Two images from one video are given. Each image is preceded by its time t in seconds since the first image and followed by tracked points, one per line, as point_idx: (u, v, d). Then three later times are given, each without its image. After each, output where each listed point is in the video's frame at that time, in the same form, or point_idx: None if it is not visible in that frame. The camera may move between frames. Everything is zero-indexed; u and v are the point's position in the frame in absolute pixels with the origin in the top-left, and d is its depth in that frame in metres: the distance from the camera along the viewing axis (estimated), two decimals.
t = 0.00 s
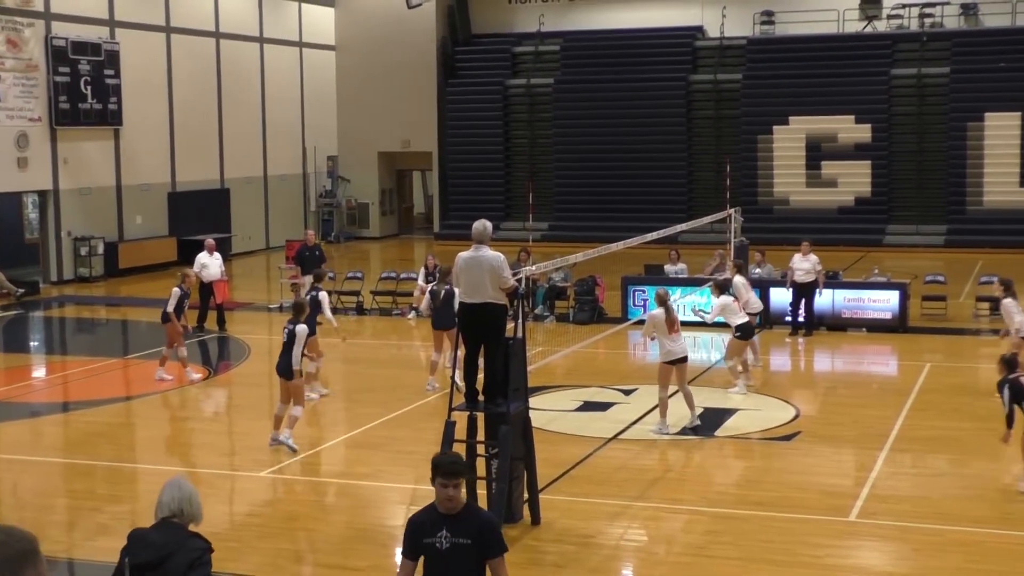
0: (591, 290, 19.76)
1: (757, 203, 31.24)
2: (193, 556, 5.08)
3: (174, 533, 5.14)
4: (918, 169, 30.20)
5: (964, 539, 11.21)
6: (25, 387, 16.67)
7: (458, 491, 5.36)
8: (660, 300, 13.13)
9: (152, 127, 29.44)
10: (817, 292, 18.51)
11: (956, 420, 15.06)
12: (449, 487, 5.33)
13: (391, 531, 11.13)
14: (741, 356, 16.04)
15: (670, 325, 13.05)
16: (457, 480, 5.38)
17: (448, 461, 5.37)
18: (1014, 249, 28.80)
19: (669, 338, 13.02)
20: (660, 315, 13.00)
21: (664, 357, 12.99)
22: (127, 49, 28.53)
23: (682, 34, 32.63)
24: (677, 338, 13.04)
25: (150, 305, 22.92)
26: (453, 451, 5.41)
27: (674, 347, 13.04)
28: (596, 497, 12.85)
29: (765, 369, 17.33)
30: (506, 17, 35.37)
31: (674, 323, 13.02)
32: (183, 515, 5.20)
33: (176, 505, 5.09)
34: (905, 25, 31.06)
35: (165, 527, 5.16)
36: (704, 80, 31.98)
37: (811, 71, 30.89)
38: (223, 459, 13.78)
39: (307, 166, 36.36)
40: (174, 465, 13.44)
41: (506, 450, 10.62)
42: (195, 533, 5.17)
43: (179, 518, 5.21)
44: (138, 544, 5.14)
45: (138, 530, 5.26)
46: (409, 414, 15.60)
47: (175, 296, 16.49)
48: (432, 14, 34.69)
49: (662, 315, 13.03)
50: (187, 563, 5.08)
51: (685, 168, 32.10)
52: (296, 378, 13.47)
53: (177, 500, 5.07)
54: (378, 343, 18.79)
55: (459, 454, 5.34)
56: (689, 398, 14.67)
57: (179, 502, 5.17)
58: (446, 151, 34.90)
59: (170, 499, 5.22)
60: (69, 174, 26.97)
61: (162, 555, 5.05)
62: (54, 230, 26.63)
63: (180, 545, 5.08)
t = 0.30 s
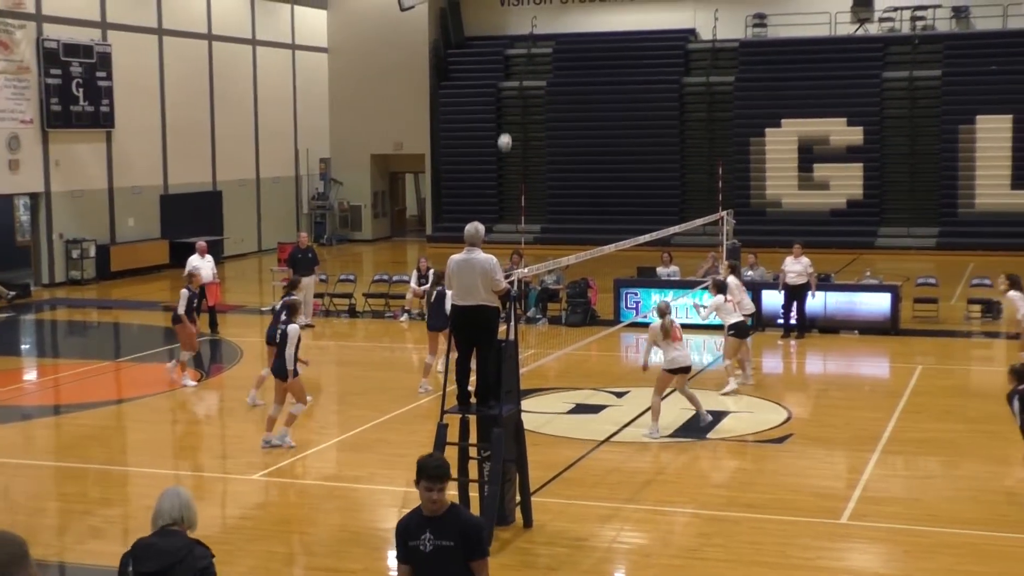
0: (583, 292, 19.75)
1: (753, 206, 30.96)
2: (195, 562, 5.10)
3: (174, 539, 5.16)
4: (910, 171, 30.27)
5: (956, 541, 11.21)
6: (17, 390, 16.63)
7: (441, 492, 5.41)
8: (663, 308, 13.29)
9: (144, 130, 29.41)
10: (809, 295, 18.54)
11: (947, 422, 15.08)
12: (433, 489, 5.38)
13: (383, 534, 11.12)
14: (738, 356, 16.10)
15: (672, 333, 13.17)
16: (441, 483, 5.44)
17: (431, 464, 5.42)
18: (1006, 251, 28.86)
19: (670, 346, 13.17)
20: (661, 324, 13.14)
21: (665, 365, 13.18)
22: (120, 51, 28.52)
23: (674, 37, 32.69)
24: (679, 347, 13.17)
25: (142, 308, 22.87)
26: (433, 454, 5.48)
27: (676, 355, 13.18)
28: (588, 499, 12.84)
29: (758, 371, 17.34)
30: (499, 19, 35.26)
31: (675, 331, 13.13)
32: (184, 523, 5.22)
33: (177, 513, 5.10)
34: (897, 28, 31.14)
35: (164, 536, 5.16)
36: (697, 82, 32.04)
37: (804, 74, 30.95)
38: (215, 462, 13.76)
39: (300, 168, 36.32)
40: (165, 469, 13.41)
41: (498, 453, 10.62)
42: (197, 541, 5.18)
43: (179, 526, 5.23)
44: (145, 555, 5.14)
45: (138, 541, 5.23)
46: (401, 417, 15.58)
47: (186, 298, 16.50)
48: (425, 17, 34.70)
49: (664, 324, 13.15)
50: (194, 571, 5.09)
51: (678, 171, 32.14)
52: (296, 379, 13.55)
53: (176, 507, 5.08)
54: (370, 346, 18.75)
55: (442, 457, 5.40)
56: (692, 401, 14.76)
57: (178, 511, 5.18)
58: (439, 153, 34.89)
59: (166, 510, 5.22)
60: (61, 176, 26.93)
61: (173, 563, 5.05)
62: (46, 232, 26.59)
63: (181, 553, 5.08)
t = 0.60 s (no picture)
0: (575, 295, 19.72)
1: (742, 207, 31.28)
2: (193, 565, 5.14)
3: (174, 541, 5.18)
4: (903, 174, 30.34)
5: (949, 543, 11.23)
6: (8, 392, 16.56)
7: (428, 497, 5.40)
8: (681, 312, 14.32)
9: (136, 132, 29.35)
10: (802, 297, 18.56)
11: (939, 424, 15.11)
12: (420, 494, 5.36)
13: (376, 536, 11.10)
14: (730, 352, 16.26)
15: (692, 333, 14.32)
16: (429, 487, 5.42)
17: (420, 468, 5.40)
18: (997, 253, 28.93)
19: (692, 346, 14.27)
20: (682, 325, 14.32)
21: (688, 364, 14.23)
22: (111, 53, 28.47)
23: (666, 39, 32.73)
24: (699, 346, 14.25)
25: (133, 310, 22.81)
26: (422, 457, 5.44)
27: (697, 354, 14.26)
28: (581, 502, 12.84)
29: (750, 373, 17.35)
30: (491, 21, 35.21)
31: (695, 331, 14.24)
32: (184, 524, 5.25)
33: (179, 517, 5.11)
34: (889, 30, 31.16)
35: (164, 538, 5.19)
36: (689, 85, 32.10)
37: (795, 76, 31.00)
38: (207, 464, 13.73)
39: (292, 170, 36.23)
40: (157, 472, 13.37)
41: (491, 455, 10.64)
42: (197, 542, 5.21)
43: (180, 526, 5.27)
44: (150, 556, 5.17)
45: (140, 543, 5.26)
46: (394, 419, 15.56)
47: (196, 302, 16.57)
48: (418, 19, 34.67)
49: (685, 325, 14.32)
50: (200, 571, 5.15)
51: (669, 173, 32.18)
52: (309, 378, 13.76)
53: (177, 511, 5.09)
54: (362, 348, 18.73)
55: (429, 461, 5.38)
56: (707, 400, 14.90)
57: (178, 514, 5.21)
58: (431, 156, 34.88)
59: (165, 512, 5.26)
60: (52, 178, 26.86)
61: (179, 566, 5.10)
62: (37, 235, 26.54)
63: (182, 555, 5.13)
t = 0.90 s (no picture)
0: (564, 298, 19.71)
1: (732, 211, 31.34)
2: None
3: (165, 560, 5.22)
4: (891, 178, 30.40)
5: (938, 545, 11.26)
6: None
7: (407, 500, 5.44)
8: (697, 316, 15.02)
9: (124, 135, 29.29)
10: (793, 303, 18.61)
11: (927, 427, 15.15)
12: (398, 497, 5.41)
13: (365, 540, 11.09)
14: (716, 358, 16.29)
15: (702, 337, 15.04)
16: (409, 493, 5.47)
17: (398, 472, 5.46)
18: (986, 257, 28.99)
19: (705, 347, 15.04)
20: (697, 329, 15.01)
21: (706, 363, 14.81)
22: (100, 56, 28.42)
23: (656, 44, 32.79)
24: (712, 347, 15.04)
25: (122, 315, 22.76)
26: (399, 464, 5.50)
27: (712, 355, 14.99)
28: (570, 505, 12.84)
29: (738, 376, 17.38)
30: (481, 25, 35.35)
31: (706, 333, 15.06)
32: (180, 544, 5.29)
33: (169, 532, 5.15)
34: (878, 35, 31.26)
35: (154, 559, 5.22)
36: (679, 89, 32.13)
37: (783, 81, 31.12)
38: (196, 468, 13.71)
39: (281, 174, 36.10)
40: (146, 476, 13.34)
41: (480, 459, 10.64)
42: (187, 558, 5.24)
43: (178, 547, 5.33)
44: None
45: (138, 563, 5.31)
46: (383, 423, 15.55)
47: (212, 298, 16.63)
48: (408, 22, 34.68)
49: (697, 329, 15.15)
50: None
51: (659, 177, 32.20)
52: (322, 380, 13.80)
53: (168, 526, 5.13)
54: (352, 352, 18.71)
55: (408, 465, 5.44)
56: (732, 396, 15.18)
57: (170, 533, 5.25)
58: (420, 159, 34.86)
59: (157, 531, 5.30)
60: (40, 182, 26.80)
61: None
62: (25, 239, 26.47)
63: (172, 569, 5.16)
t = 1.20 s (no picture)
0: (535, 302, 19.72)
1: (702, 215, 31.42)
2: (138, 573, 5.16)
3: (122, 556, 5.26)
4: (859, 182, 30.55)
5: (905, 547, 11.31)
6: None
7: (360, 501, 5.52)
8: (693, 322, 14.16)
9: (91, 138, 29.13)
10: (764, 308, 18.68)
11: (896, 429, 15.23)
12: (351, 496, 5.50)
13: (334, 545, 11.05)
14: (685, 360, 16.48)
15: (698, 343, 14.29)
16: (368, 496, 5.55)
17: (358, 476, 5.61)
18: (952, 261, 29.18)
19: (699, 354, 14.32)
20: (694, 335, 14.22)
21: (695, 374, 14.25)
22: (66, 59, 28.26)
23: (626, 47, 32.78)
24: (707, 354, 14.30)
25: (90, 318, 22.60)
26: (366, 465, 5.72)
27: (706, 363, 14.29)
28: (540, 508, 12.84)
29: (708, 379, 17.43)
30: (452, 28, 35.33)
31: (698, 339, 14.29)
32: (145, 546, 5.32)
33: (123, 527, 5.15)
34: (846, 39, 31.37)
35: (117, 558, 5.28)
36: (649, 92, 32.19)
37: (752, 85, 31.19)
38: (164, 473, 13.63)
39: (251, 177, 35.92)
40: (114, 481, 13.26)
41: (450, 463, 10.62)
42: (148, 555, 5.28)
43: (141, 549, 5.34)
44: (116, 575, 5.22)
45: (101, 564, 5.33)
46: (352, 427, 15.52)
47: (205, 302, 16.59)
48: (378, 25, 34.61)
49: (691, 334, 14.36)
50: None
51: (629, 181, 32.27)
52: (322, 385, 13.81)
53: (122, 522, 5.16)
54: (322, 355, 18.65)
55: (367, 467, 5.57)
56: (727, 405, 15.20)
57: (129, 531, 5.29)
58: (391, 162, 34.81)
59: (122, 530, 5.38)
60: (7, 185, 26.65)
61: None
62: None
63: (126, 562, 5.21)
